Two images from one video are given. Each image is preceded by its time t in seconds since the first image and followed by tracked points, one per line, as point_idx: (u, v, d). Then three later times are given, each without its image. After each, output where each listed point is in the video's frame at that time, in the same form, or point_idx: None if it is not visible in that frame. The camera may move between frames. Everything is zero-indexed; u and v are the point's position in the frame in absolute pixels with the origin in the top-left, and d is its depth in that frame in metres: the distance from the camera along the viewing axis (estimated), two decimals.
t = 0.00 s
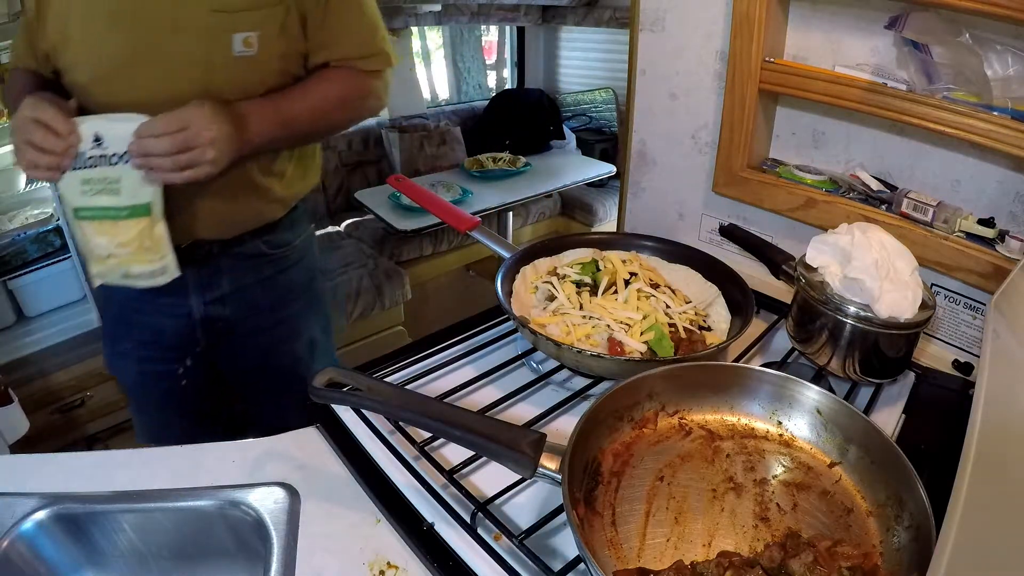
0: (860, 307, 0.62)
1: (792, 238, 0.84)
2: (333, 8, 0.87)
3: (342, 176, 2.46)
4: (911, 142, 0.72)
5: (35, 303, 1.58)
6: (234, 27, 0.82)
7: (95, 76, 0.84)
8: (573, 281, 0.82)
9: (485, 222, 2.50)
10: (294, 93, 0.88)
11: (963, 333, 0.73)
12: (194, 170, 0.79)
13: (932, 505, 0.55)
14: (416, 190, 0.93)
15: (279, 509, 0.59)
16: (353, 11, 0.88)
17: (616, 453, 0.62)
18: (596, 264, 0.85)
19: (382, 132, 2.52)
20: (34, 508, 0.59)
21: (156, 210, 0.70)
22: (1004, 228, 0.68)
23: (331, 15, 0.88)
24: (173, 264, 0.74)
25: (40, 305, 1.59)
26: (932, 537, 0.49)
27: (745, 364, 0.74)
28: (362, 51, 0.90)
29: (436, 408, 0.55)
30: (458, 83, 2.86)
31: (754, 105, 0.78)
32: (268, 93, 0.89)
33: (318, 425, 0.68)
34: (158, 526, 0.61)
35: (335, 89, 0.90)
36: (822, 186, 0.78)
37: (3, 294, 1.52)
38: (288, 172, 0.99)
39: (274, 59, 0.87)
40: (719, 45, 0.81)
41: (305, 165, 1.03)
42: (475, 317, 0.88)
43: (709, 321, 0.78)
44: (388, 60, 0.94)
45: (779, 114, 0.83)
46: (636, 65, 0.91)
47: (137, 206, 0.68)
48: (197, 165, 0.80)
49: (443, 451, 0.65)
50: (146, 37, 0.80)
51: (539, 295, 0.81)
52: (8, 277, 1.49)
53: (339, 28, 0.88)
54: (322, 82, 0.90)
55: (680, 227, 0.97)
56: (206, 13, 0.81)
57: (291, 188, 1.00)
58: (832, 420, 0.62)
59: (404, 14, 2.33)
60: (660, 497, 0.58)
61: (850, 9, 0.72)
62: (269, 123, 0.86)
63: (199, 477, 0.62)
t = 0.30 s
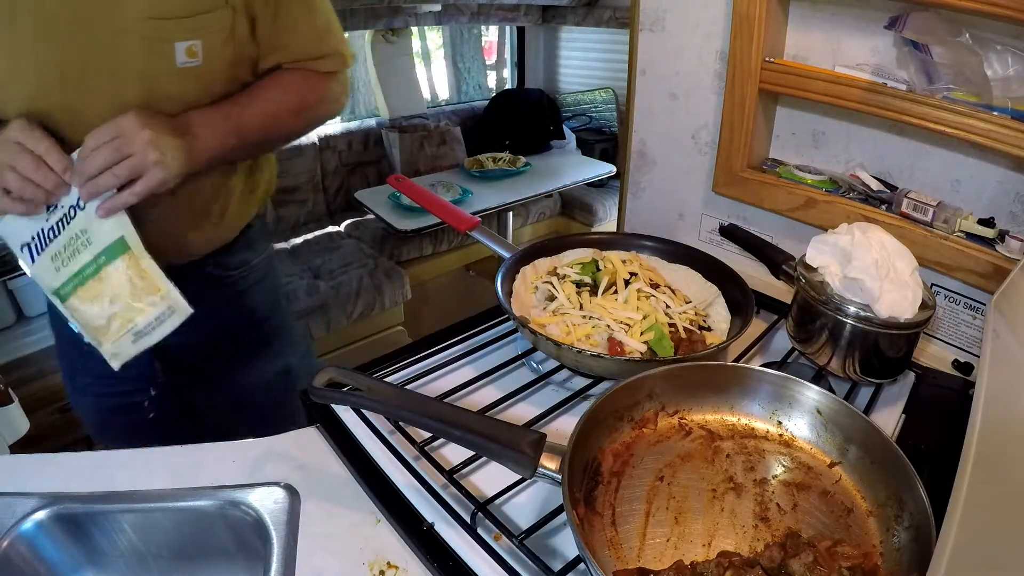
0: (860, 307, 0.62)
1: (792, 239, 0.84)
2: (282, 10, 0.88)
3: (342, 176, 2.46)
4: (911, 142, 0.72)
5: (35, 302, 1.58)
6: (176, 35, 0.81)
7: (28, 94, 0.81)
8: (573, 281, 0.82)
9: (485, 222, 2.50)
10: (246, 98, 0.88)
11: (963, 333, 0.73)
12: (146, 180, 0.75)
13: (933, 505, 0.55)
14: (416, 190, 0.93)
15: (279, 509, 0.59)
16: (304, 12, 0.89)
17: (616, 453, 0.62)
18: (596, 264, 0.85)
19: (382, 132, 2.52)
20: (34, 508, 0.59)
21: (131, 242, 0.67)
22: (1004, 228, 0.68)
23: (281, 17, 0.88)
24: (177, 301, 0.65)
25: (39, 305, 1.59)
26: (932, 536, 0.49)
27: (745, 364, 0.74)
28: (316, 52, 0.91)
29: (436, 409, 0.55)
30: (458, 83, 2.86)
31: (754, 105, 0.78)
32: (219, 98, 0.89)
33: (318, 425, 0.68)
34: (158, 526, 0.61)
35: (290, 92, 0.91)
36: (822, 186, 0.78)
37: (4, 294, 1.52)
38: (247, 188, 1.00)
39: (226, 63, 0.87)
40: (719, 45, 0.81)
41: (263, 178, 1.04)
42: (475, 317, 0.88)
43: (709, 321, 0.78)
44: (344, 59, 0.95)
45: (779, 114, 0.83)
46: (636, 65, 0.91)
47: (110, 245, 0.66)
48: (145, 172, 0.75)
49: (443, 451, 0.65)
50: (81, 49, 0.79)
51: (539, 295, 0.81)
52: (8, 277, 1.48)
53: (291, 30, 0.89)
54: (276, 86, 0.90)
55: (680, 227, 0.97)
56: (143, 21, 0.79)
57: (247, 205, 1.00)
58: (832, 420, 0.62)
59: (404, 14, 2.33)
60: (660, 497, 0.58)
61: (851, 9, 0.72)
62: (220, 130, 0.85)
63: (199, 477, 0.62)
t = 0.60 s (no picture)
0: (860, 307, 0.62)
1: (792, 239, 0.84)
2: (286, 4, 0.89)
3: (342, 176, 2.46)
4: (911, 142, 0.72)
5: (34, 303, 1.58)
6: (170, 40, 0.81)
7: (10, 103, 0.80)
8: (573, 281, 0.82)
9: (485, 222, 2.50)
10: (260, 94, 0.89)
11: (963, 333, 0.73)
12: (158, 180, 0.73)
13: (933, 505, 0.55)
14: (416, 190, 0.93)
15: (279, 509, 0.59)
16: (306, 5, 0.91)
17: (616, 453, 0.62)
18: (596, 264, 0.85)
19: (382, 132, 2.52)
20: (34, 508, 0.59)
21: (135, 245, 0.65)
22: (1003, 228, 0.68)
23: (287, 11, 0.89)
24: (184, 301, 0.65)
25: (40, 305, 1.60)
26: (932, 536, 0.49)
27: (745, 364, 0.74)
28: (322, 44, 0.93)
29: (436, 409, 0.55)
30: (458, 83, 2.86)
31: (754, 104, 0.78)
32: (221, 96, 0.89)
33: (318, 425, 0.68)
34: (158, 526, 0.61)
35: (300, 84, 0.92)
36: (823, 186, 0.78)
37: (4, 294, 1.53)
38: (244, 191, 1.01)
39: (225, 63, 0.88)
40: (720, 45, 0.81)
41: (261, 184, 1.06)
42: (475, 317, 0.88)
43: (709, 321, 0.78)
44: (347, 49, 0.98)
45: (779, 114, 0.83)
46: (637, 65, 0.91)
47: (113, 249, 0.66)
48: (159, 172, 0.73)
49: (443, 451, 0.65)
50: (71, 54, 0.78)
51: (539, 295, 0.81)
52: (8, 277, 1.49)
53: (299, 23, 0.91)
54: (286, 79, 0.91)
55: (680, 227, 0.97)
56: (134, 28, 0.79)
57: (244, 210, 1.02)
58: (832, 420, 0.62)
59: (404, 14, 2.33)
60: (660, 497, 0.58)
61: (851, 9, 0.72)
62: (236, 126, 0.85)
63: (199, 477, 0.62)
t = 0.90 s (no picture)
0: (860, 307, 0.62)
1: (792, 239, 0.84)
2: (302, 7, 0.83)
3: (342, 176, 2.46)
4: (911, 142, 0.72)
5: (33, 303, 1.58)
6: (175, 44, 0.81)
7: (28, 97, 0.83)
8: (573, 281, 0.82)
9: (485, 222, 2.50)
10: (270, 102, 0.85)
11: (962, 333, 0.73)
12: (138, 200, 0.72)
13: (933, 505, 0.55)
14: (417, 190, 0.93)
15: (279, 509, 0.59)
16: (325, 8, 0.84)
17: (616, 453, 0.62)
18: (596, 264, 0.85)
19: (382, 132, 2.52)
20: (34, 508, 0.59)
21: (119, 256, 0.69)
22: (1003, 227, 0.68)
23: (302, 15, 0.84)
24: (161, 316, 0.68)
25: (39, 305, 1.60)
26: (932, 536, 0.49)
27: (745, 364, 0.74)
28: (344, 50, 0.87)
29: (436, 408, 0.55)
30: (458, 83, 2.86)
31: (754, 104, 0.78)
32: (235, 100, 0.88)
33: (318, 425, 0.68)
34: (158, 526, 0.61)
35: (316, 93, 0.86)
36: (823, 186, 0.78)
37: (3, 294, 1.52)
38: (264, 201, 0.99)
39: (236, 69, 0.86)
40: (720, 45, 0.81)
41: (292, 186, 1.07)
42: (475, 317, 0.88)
43: (709, 321, 0.78)
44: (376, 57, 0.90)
45: (779, 114, 0.83)
46: (636, 65, 0.91)
47: (96, 258, 0.68)
48: (139, 193, 0.72)
49: (443, 451, 0.65)
50: (82, 55, 0.80)
51: (539, 295, 0.81)
52: (7, 277, 1.49)
53: (314, 27, 0.85)
54: (300, 87, 0.86)
55: (680, 227, 0.97)
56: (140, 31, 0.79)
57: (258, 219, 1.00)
58: (832, 420, 0.62)
59: (404, 14, 2.33)
60: (660, 497, 0.58)
61: (851, 9, 0.72)
62: (235, 135, 0.82)
63: (199, 476, 0.62)
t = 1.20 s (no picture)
0: (860, 307, 0.62)
1: (792, 239, 0.84)
2: (279, 20, 0.75)
3: (342, 176, 2.46)
4: (912, 142, 0.72)
5: (34, 303, 1.57)
6: (152, 60, 0.79)
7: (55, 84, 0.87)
8: (572, 281, 0.82)
9: (485, 222, 2.51)
10: (244, 123, 0.80)
11: (962, 333, 0.73)
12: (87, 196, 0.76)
13: (933, 505, 0.55)
14: (417, 190, 0.93)
15: (279, 509, 0.59)
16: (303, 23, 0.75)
17: (616, 453, 0.62)
18: (596, 264, 0.85)
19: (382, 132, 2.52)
20: (34, 508, 0.59)
21: (96, 248, 0.70)
22: (1003, 227, 0.68)
23: (279, 28, 0.76)
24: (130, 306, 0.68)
25: (39, 305, 1.58)
26: (932, 537, 0.49)
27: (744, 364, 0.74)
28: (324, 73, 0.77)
29: (436, 409, 0.55)
30: (458, 83, 2.87)
31: (754, 104, 0.78)
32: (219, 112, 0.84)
33: (318, 425, 0.68)
34: (158, 526, 0.61)
35: (295, 118, 0.80)
36: (822, 186, 0.78)
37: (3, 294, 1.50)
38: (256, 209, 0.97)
39: (214, 84, 0.81)
40: (719, 45, 0.81)
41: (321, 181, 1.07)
42: (475, 317, 0.88)
43: (709, 321, 0.78)
44: (367, 82, 0.79)
45: (779, 114, 0.83)
46: (636, 65, 0.91)
47: (80, 250, 0.70)
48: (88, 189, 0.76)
49: (443, 451, 0.65)
50: (83, 59, 0.82)
51: (539, 295, 0.81)
52: (8, 277, 1.47)
53: (292, 43, 0.76)
54: (278, 109, 0.80)
55: (680, 227, 0.97)
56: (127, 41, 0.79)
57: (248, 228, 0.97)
58: (832, 420, 0.62)
59: (404, 14, 2.33)
60: (660, 497, 0.58)
61: (851, 9, 0.72)
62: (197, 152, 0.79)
63: (199, 477, 0.62)
